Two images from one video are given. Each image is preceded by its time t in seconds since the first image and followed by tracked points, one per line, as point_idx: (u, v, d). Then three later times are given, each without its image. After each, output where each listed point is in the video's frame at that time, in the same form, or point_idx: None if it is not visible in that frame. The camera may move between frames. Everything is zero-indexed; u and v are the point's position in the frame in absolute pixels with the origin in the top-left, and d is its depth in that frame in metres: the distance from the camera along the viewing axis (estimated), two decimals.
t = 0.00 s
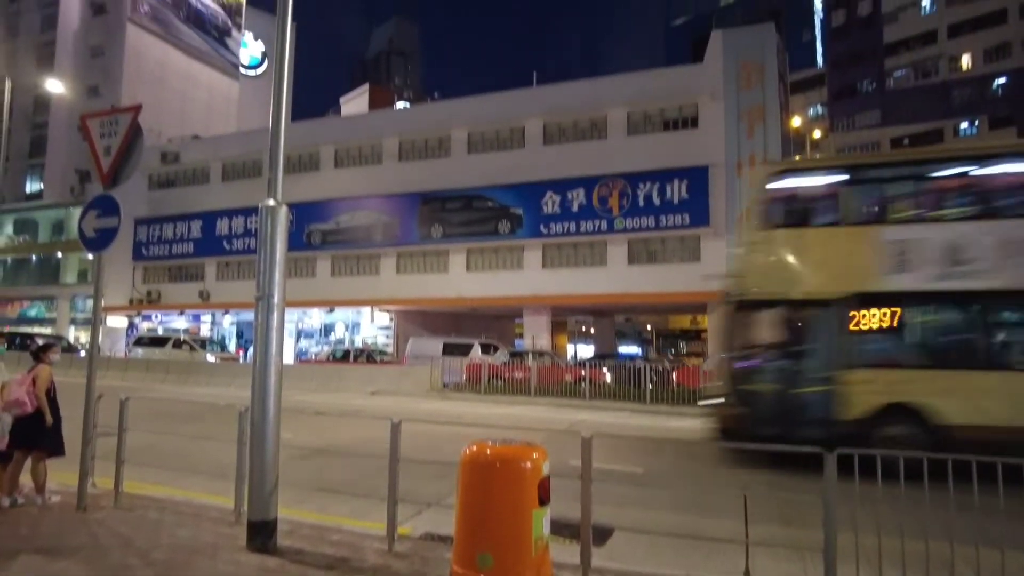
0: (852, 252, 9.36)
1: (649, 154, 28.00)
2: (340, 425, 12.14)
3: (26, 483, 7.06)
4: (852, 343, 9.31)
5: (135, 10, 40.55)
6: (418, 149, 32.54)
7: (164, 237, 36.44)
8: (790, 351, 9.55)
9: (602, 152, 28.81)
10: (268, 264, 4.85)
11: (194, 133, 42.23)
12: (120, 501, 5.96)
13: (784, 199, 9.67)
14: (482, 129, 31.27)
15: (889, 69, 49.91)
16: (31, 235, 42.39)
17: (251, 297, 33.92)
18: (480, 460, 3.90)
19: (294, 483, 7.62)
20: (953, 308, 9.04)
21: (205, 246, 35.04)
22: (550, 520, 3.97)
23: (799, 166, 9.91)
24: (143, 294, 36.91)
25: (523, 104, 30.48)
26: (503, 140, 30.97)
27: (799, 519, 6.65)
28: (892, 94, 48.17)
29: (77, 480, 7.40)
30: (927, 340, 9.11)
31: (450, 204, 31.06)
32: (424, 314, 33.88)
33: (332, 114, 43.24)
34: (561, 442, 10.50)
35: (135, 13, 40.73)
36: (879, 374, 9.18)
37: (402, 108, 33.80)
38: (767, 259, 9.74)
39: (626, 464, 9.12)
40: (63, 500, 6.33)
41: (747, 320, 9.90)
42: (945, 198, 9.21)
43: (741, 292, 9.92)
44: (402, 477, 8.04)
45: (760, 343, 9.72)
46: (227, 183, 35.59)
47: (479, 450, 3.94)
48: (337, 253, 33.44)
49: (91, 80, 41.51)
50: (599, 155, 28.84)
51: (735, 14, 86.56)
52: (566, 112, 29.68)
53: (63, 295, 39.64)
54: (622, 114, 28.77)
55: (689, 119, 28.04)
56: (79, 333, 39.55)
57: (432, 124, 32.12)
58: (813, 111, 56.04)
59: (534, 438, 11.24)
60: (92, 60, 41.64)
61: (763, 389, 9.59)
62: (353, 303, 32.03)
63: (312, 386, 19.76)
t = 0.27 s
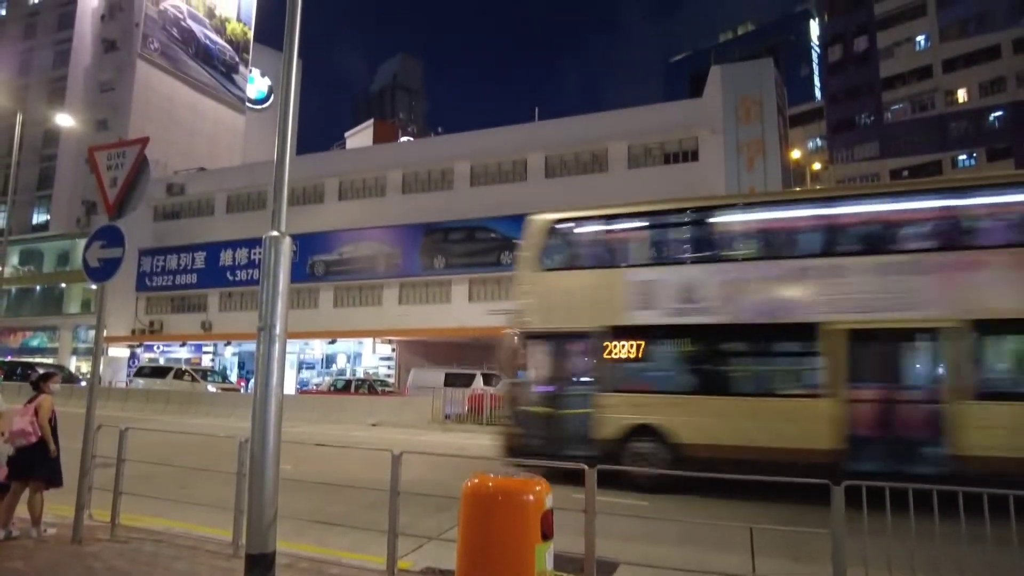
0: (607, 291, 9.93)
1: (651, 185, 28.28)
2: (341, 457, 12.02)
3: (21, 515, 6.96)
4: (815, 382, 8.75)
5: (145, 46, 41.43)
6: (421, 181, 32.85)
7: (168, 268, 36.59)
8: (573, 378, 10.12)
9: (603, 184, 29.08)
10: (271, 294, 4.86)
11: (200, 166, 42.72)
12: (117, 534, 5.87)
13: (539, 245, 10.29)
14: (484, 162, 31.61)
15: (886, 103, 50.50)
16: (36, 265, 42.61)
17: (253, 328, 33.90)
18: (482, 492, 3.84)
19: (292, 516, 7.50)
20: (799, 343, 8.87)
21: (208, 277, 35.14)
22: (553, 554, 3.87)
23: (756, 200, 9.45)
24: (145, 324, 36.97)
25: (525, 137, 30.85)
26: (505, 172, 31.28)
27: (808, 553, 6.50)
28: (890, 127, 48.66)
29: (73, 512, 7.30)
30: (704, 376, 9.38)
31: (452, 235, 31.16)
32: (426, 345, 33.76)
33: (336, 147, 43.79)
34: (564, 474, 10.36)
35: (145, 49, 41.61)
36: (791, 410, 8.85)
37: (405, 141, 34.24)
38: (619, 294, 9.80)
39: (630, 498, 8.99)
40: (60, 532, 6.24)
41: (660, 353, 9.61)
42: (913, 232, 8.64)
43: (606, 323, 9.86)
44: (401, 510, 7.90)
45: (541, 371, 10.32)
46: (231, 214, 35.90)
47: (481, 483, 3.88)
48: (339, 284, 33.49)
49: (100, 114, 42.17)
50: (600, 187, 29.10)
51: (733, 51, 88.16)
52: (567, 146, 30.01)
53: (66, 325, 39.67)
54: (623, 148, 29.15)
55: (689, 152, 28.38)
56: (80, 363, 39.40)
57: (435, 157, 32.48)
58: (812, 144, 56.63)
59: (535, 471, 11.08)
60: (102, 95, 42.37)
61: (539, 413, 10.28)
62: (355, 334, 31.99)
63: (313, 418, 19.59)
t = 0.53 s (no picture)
0: (415, 299, 11.29)
1: (654, 190, 28.31)
2: (344, 461, 12.02)
3: (24, 519, 6.98)
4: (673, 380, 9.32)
5: (149, 51, 41.61)
6: (424, 186, 32.91)
7: (171, 272, 36.69)
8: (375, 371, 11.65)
9: (606, 189, 29.09)
10: (274, 298, 4.86)
11: (204, 171, 42.87)
12: (119, 538, 5.87)
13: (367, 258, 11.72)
14: (487, 167, 31.66)
15: (889, 107, 50.42)
16: (41, 269, 42.80)
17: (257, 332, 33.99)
18: (484, 496, 3.83)
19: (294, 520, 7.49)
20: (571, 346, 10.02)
21: (211, 281, 35.23)
22: (555, 558, 3.86)
23: (695, 210, 9.68)
24: (149, 329, 37.14)
25: (528, 142, 30.91)
26: (508, 177, 31.30)
27: (813, 559, 6.45)
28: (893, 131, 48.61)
29: (76, 516, 7.31)
30: (517, 376, 10.46)
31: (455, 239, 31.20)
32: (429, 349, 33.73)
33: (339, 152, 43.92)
34: (566, 479, 10.33)
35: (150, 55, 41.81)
36: (619, 409, 9.68)
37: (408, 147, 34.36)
38: (562, 303, 10.10)
39: (633, 503, 8.96)
40: (63, 536, 6.24)
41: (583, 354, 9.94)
42: (875, 242, 8.65)
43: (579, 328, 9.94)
44: (402, 515, 7.88)
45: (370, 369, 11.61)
46: (234, 218, 36.00)
47: (483, 487, 3.87)
48: (342, 289, 33.45)
49: (104, 119, 42.37)
50: (603, 192, 29.11)
51: (735, 55, 88.25)
52: (570, 150, 30.05)
53: (70, 329, 39.84)
54: (625, 153, 29.14)
55: (691, 156, 28.40)
56: (83, 367, 39.53)
57: (438, 162, 32.55)
58: (815, 148, 56.56)
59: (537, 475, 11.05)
60: (106, 100, 42.57)
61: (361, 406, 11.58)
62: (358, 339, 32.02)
63: (316, 422, 19.57)
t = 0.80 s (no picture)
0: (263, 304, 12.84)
1: (658, 190, 28.27)
2: (348, 461, 12.04)
3: (28, 519, 6.99)
4: (459, 376, 10.37)
5: (154, 52, 41.72)
6: (427, 186, 32.93)
7: (175, 273, 36.83)
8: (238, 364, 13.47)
9: (609, 189, 29.07)
10: (277, 298, 4.86)
11: (208, 171, 42.97)
12: (124, 537, 5.89)
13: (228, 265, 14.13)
14: (490, 167, 31.64)
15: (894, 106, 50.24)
16: (47, 270, 43.02)
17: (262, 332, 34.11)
18: (487, 496, 3.82)
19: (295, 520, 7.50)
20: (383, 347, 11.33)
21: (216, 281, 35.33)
22: (559, 559, 3.85)
23: (532, 224, 10.26)
24: (154, 329, 37.33)
25: (531, 143, 30.92)
26: (512, 177, 31.30)
27: (817, 560, 6.42)
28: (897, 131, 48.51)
29: (81, 515, 7.34)
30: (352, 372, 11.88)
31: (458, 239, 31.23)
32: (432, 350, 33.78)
33: (343, 153, 44.05)
34: (569, 479, 10.32)
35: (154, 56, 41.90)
36: (426, 404, 10.77)
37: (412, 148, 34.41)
38: (382, 307, 11.07)
39: (635, 503, 8.94)
40: (65, 535, 6.24)
41: (470, 351, 10.31)
42: (672, 253, 9.24)
43: (479, 328, 10.20)
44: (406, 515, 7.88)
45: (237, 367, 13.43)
46: (238, 219, 36.10)
47: (486, 487, 3.86)
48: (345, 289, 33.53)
49: (109, 120, 42.50)
50: (606, 192, 29.10)
51: (739, 55, 88.09)
52: (574, 151, 30.03)
53: (76, 329, 40.04)
54: (629, 153, 29.09)
55: (695, 156, 28.37)
56: (89, 367, 39.73)
57: (442, 162, 32.57)
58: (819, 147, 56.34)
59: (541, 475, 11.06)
60: (112, 101, 42.71)
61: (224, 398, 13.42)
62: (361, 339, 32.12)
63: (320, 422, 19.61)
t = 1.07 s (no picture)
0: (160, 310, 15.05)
1: (666, 189, 28.18)
2: (357, 460, 12.08)
3: (41, 517, 7.05)
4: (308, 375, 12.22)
5: (164, 54, 41.97)
6: (436, 186, 32.95)
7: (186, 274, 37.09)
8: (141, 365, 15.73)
9: (618, 188, 29.01)
10: (286, 298, 4.87)
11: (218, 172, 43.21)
12: (135, 535, 5.93)
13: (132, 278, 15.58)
14: (498, 167, 31.62)
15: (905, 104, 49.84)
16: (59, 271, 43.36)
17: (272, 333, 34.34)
18: (495, 496, 3.81)
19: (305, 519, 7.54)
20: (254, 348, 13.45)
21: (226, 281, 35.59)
22: (568, 559, 3.84)
23: (367, 237, 12.01)
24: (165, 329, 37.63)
25: (540, 142, 30.87)
26: (521, 176, 31.25)
27: (828, 561, 6.37)
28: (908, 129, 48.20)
29: (92, 514, 7.39)
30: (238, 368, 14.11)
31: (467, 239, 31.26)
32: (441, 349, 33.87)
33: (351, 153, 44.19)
34: (576, 478, 10.31)
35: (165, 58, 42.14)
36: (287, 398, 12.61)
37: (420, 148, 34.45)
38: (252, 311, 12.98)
39: (642, 503, 8.92)
40: (77, 533, 6.29)
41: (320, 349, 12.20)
42: (473, 264, 10.94)
43: (323, 331, 12.12)
44: (414, 515, 7.89)
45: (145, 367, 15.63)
46: (248, 220, 36.26)
47: (495, 487, 3.86)
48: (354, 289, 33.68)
49: (120, 122, 42.82)
50: (614, 191, 29.05)
51: (748, 53, 87.68)
52: (582, 150, 29.98)
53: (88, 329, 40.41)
54: (638, 152, 29.01)
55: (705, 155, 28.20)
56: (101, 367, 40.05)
57: (450, 162, 32.58)
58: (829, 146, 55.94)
59: (550, 475, 11.05)
60: (123, 103, 43.01)
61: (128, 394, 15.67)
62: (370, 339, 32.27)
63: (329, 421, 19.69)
